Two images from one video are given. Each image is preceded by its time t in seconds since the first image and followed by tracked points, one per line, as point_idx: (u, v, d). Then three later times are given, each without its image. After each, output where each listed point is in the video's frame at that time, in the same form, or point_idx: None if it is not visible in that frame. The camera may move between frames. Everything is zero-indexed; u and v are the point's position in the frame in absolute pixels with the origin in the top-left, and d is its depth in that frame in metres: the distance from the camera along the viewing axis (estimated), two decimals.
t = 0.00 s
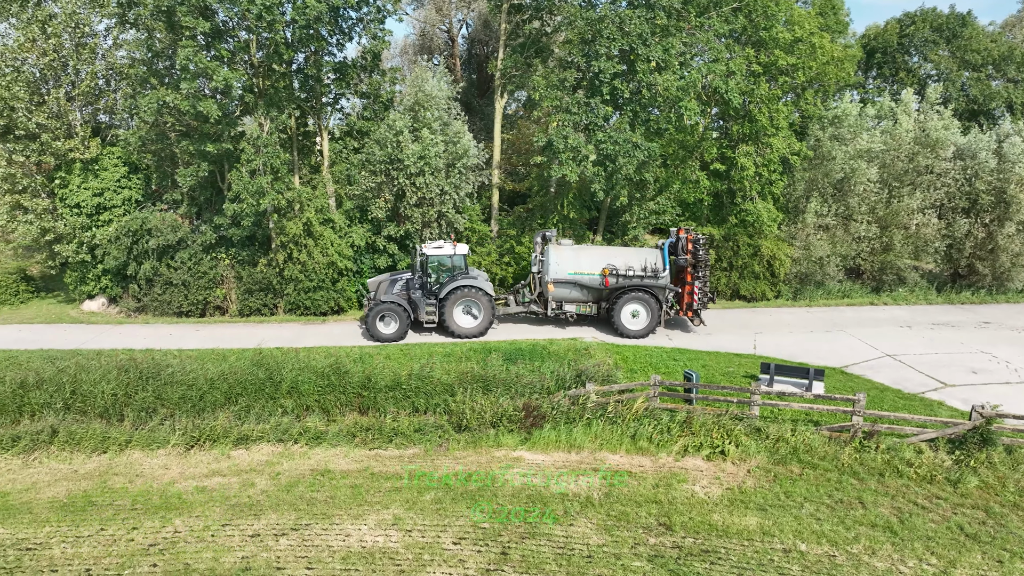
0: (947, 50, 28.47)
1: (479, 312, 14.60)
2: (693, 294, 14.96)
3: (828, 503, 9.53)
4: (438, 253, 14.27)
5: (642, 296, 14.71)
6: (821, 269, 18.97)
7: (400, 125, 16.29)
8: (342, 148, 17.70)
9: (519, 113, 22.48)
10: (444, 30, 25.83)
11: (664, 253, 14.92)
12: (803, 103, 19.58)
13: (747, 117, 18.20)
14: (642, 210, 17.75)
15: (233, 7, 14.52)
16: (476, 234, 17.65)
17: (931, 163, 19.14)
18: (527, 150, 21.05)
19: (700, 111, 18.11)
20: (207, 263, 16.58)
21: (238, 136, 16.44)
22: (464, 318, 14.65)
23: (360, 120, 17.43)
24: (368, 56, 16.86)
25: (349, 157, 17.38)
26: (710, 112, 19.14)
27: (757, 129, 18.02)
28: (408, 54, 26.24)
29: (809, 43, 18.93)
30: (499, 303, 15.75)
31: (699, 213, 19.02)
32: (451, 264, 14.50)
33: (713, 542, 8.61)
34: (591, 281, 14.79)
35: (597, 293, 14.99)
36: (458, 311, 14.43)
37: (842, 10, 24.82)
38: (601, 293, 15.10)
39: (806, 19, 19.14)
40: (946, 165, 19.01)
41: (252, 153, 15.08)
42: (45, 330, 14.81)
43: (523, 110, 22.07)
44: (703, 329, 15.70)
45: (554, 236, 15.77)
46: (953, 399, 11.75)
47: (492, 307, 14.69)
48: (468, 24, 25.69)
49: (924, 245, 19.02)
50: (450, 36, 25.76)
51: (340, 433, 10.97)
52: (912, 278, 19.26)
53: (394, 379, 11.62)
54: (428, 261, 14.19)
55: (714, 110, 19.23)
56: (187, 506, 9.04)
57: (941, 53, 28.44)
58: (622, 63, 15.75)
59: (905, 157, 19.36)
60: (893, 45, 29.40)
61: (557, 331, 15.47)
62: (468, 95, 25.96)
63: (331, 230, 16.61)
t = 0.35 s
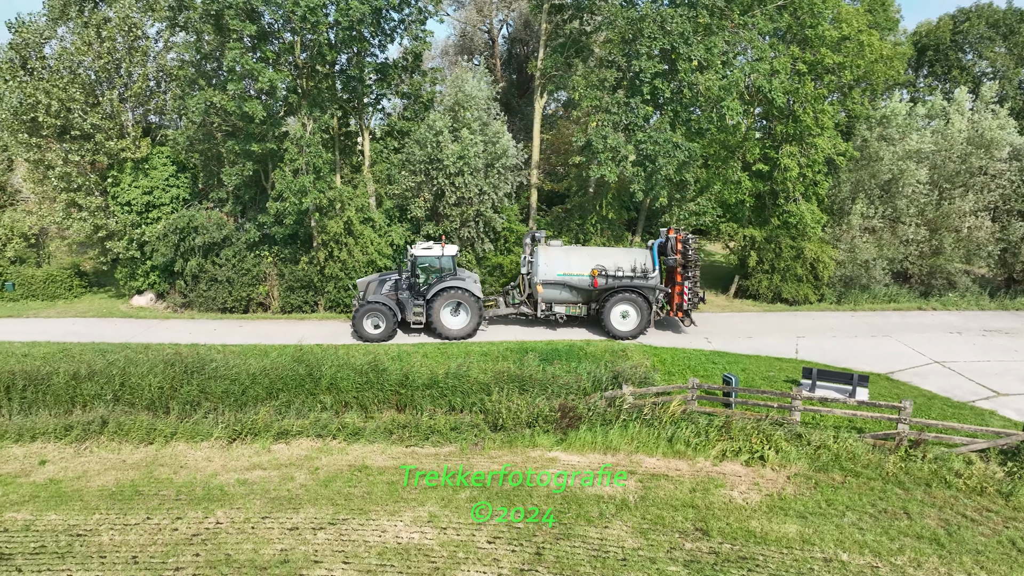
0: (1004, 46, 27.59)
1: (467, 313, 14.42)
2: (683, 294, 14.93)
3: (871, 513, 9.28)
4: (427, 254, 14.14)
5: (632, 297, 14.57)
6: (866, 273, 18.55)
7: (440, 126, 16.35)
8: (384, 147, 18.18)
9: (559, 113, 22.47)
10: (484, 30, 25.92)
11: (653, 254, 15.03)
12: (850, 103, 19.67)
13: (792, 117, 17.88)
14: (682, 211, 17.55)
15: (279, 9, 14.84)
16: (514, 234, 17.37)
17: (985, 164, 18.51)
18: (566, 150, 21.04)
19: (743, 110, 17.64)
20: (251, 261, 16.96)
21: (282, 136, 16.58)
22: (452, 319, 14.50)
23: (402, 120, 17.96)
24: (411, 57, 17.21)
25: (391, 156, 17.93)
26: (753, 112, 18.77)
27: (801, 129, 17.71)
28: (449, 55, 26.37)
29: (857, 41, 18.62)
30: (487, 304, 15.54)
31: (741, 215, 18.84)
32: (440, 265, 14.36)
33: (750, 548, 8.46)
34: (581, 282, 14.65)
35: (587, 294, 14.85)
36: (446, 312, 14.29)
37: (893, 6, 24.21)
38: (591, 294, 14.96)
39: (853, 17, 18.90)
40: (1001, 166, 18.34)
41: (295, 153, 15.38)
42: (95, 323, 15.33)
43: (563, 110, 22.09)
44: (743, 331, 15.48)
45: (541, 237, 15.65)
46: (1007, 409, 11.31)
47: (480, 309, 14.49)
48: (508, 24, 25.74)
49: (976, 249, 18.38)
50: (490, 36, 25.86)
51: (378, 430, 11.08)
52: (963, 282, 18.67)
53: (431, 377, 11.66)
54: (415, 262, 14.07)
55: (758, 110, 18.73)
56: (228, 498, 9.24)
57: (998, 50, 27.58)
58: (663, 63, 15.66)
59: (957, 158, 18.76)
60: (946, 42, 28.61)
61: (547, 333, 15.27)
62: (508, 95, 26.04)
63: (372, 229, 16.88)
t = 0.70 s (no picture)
0: None
1: (455, 314, 14.39)
2: (672, 296, 14.70)
3: (919, 524, 9.00)
4: (415, 254, 14.27)
5: (621, 298, 14.45)
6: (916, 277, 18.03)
7: (481, 126, 16.42)
8: (426, 147, 18.66)
9: (601, 113, 22.39)
10: (526, 31, 26.17)
11: (642, 255, 14.74)
12: (901, 102, 19.17)
13: (840, 116, 17.53)
14: (725, 212, 16.85)
15: (324, 11, 15.11)
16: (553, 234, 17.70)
17: None
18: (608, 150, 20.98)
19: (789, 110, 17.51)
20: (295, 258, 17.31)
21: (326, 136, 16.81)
22: (440, 320, 14.49)
23: (443, 120, 18.42)
24: (451, 57, 17.26)
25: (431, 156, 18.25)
26: (800, 111, 18.48)
27: (850, 129, 17.32)
28: (490, 55, 26.79)
29: (909, 37, 17.89)
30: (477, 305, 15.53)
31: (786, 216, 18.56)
32: (428, 266, 14.44)
33: (791, 557, 8.29)
34: (569, 283, 14.60)
35: (576, 295, 14.78)
36: (432, 313, 14.34)
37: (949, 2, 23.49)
38: (581, 295, 14.87)
39: (907, 13, 18.21)
40: None
41: (338, 152, 15.66)
42: (144, 318, 15.83)
43: (604, 109, 22.04)
44: (786, 335, 15.18)
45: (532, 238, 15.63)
46: None
47: (467, 309, 14.44)
48: (550, 24, 25.78)
49: None
50: (532, 37, 26.03)
51: (416, 427, 11.17)
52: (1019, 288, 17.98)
53: (470, 376, 11.69)
54: (404, 263, 14.22)
55: (804, 110, 18.52)
56: (270, 491, 9.42)
57: None
58: (706, 62, 15.50)
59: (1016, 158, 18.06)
60: (1006, 38, 27.61)
61: (537, 334, 15.24)
62: (549, 95, 26.05)
63: (412, 228, 17.11)
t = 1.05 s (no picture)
0: None
1: (451, 314, 14.34)
2: (671, 298, 14.57)
3: (983, 541, 8.61)
4: (414, 252, 14.44)
5: (619, 299, 14.30)
6: (983, 283, 17.31)
7: (531, 125, 16.35)
8: (475, 146, 18.67)
9: (653, 112, 22.22)
10: (578, 30, 26.39)
11: (641, 256, 14.67)
12: (969, 100, 18.26)
13: (904, 116, 16.96)
14: (781, 213, 16.97)
15: (379, 13, 15.47)
16: (602, 234, 17.33)
17: None
18: (658, 150, 20.84)
19: (848, 110, 17.04)
20: (347, 256, 17.71)
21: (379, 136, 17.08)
22: (437, 319, 14.48)
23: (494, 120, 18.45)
24: (503, 57, 17.51)
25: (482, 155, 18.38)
26: (860, 110, 18.03)
27: (913, 128, 16.76)
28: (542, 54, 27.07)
29: (979, 32, 17.24)
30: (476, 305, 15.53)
31: (843, 218, 18.25)
32: (428, 265, 14.54)
33: (844, 569, 8.04)
34: (567, 284, 14.52)
35: (574, 296, 14.68)
36: (430, 311, 14.43)
37: None
38: (579, 296, 14.77)
39: (977, 6, 17.43)
40: None
41: (391, 152, 15.95)
42: (202, 312, 16.35)
43: (656, 109, 21.91)
44: (842, 340, 14.78)
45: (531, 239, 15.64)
46: None
47: (463, 309, 14.36)
48: (602, 23, 25.77)
49: None
50: (583, 36, 26.16)
51: (462, 425, 11.23)
52: None
53: (517, 375, 11.73)
54: (403, 261, 14.40)
55: (864, 109, 18.06)
56: (320, 483, 9.62)
57: None
58: (762, 60, 15.36)
59: None
60: None
61: (535, 334, 15.17)
62: (600, 94, 25.83)
63: (462, 227, 17.33)
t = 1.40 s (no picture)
0: None
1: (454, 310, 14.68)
2: (673, 300, 14.32)
3: None
4: (421, 250, 14.87)
5: (620, 300, 14.23)
6: None
7: (586, 125, 16.55)
8: (530, 146, 19.02)
9: (710, 112, 21.89)
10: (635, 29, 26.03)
11: (643, 256, 14.55)
12: None
13: (977, 114, 16.38)
14: (843, 215, 16.70)
15: (437, 14, 15.77)
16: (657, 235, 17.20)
17: None
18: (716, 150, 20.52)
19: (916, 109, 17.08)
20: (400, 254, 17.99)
21: (435, 135, 17.55)
22: (440, 315, 14.83)
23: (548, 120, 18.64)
24: (559, 57, 17.66)
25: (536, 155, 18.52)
26: (930, 109, 17.42)
27: (988, 127, 16.10)
28: (598, 54, 26.92)
29: None
30: (481, 303, 15.63)
31: (909, 222, 17.64)
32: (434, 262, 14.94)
33: None
34: (569, 283, 14.51)
35: (576, 295, 14.67)
36: (433, 308, 14.74)
37: None
38: (581, 296, 14.74)
39: None
40: None
41: (446, 151, 16.37)
42: (258, 306, 16.87)
43: (713, 108, 21.59)
44: (906, 348, 14.23)
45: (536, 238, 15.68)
46: None
47: (466, 307, 14.66)
48: (660, 22, 25.50)
49: None
50: (640, 35, 25.88)
51: (512, 423, 11.25)
52: None
53: (567, 375, 11.71)
54: (411, 257, 14.84)
55: (934, 107, 17.39)
56: (371, 477, 9.78)
57: None
58: (826, 58, 14.89)
59: None
60: None
61: (539, 333, 15.20)
62: (657, 94, 25.66)
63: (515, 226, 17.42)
